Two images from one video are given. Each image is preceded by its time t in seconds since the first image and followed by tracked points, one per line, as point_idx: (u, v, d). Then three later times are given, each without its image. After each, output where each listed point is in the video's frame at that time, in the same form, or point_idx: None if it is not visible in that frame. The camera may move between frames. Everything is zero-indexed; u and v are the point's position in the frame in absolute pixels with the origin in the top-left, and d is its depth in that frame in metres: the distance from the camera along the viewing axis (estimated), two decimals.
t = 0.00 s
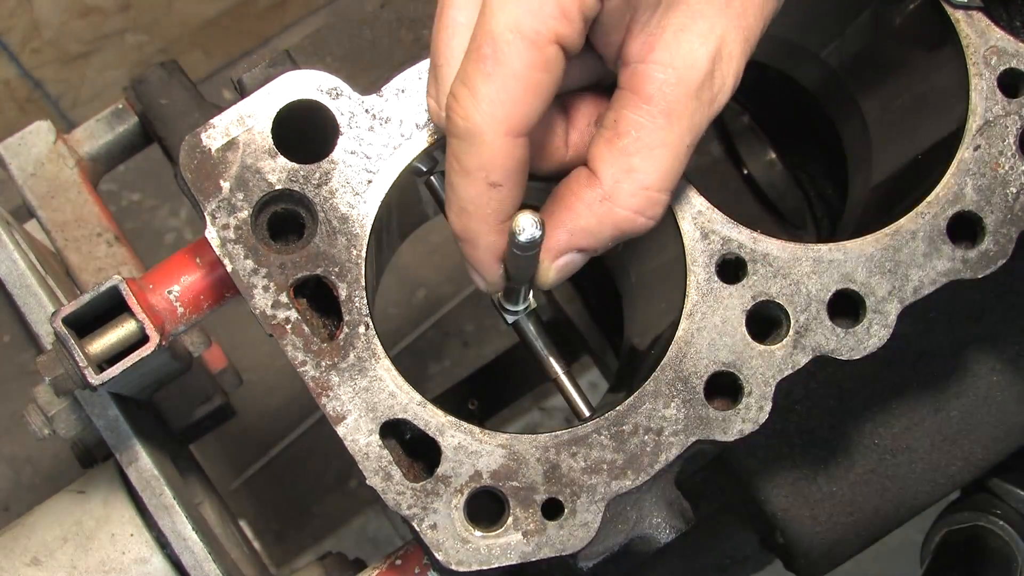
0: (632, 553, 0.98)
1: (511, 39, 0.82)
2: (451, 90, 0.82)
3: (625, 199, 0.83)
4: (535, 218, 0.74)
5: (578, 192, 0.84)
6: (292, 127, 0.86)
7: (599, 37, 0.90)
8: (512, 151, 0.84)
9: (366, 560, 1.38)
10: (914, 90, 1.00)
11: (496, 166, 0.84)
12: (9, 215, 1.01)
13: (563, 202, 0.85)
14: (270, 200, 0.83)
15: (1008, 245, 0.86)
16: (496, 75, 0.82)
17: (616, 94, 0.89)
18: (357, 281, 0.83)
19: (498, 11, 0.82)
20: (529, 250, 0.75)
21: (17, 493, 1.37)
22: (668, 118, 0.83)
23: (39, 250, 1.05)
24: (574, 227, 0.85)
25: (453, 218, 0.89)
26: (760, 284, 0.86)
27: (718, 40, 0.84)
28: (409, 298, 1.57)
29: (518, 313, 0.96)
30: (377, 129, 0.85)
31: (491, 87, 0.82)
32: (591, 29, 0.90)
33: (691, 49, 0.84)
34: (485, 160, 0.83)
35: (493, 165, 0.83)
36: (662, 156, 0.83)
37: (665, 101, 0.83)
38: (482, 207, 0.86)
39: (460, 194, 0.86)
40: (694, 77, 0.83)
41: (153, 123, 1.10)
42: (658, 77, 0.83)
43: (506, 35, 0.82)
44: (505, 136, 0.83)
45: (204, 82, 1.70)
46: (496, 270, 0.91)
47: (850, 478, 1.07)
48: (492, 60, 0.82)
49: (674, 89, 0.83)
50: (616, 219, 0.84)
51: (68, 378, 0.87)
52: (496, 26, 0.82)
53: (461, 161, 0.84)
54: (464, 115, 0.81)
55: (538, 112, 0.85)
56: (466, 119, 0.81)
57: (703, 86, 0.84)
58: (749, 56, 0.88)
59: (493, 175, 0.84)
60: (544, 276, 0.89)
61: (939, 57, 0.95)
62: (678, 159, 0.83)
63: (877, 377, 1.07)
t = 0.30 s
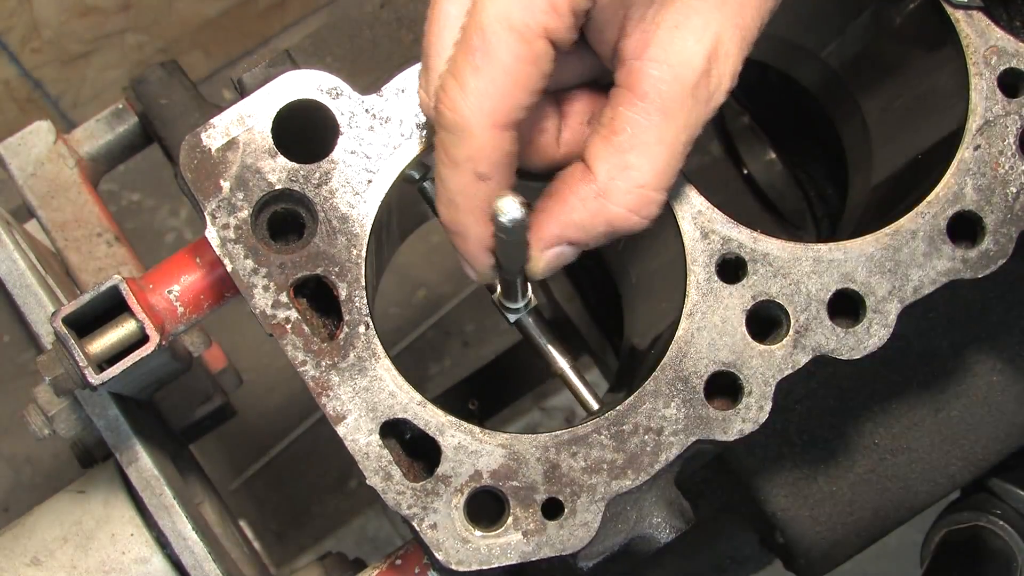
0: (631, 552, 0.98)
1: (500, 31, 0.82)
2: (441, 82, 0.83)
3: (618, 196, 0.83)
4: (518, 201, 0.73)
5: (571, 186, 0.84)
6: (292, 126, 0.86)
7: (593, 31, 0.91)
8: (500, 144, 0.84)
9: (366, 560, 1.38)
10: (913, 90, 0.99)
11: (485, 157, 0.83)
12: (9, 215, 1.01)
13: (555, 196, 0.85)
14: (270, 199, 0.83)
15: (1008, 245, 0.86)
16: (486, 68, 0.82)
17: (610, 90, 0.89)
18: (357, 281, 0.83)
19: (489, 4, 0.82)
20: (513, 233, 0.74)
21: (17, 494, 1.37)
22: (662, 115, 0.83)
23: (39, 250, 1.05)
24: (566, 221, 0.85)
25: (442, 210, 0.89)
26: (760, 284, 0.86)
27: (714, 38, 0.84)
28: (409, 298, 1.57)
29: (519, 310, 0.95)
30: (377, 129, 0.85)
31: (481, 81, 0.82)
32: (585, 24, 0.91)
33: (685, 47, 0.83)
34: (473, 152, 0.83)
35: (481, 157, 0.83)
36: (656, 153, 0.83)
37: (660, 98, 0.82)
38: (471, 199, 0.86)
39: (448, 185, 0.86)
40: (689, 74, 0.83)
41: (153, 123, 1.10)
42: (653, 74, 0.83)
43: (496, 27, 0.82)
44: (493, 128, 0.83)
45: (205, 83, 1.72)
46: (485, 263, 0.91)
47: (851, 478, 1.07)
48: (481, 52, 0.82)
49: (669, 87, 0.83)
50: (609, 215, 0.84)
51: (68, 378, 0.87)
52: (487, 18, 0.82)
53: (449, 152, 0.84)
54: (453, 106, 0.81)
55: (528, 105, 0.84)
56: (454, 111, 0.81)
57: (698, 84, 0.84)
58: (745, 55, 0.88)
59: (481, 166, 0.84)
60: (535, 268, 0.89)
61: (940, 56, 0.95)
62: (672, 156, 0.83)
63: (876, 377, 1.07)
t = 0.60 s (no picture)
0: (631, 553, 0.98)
1: (501, 36, 0.82)
2: (442, 86, 0.83)
3: (618, 197, 0.83)
4: (525, 209, 0.74)
5: (571, 189, 0.85)
6: (292, 126, 0.86)
7: (592, 34, 0.89)
8: (502, 149, 0.84)
9: (366, 560, 1.38)
10: (913, 90, 0.99)
11: (487, 163, 0.83)
12: (9, 215, 1.01)
13: (556, 200, 0.85)
14: (270, 200, 0.83)
15: (1008, 245, 0.86)
16: (486, 72, 0.82)
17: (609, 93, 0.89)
18: (357, 281, 0.83)
19: (489, 8, 0.82)
20: (518, 241, 0.75)
21: (17, 494, 1.37)
22: (662, 116, 0.83)
23: (39, 250, 1.05)
24: (566, 225, 0.85)
25: (445, 215, 0.88)
26: (760, 284, 0.86)
27: (713, 39, 0.85)
28: (409, 297, 1.57)
29: (517, 313, 0.95)
30: (376, 129, 0.85)
31: (482, 85, 0.82)
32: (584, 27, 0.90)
33: (685, 48, 0.84)
34: (475, 156, 0.83)
35: (483, 161, 0.83)
36: (656, 154, 0.83)
37: (659, 100, 0.83)
38: (473, 205, 0.86)
39: (451, 191, 0.86)
40: (688, 75, 0.84)
41: (153, 123, 1.10)
42: (652, 76, 0.83)
43: (497, 32, 0.82)
44: (496, 133, 0.83)
45: (205, 83, 1.72)
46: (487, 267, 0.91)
47: (850, 478, 1.07)
48: (482, 57, 0.82)
49: (668, 88, 0.83)
50: (609, 217, 0.84)
51: (68, 378, 0.87)
52: (487, 23, 0.82)
53: (452, 157, 0.84)
54: (454, 112, 0.81)
55: (529, 109, 0.84)
56: (456, 116, 0.81)
57: (697, 84, 0.84)
58: (744, 56, 0.88)
59: (483, 171, 0.84)
60: (537, 273, 0.89)
61: (940, 57, 0.95)
62: (672, 158, 0.83)
63: (876, 377, 1.07)
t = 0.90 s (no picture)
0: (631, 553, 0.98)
1: (502, 40, 0.82)
2: (443, 89, 0.83)
3: (617, 200, 0.83)
4: (525, 216, 0.74)
5: (571, 192, 0.85)
6: (292, 126, 0.86)
7: (593, 39, 0.89)
8: (503, 153, 0.84)
9: (366, 560, 1.38)
10: (913, 90, 1.00)
11: (487, 166, 0.83)
12: (9, 215, 1.01)
13: (555, 203, 0.85)
14: (270, 200, 0.83)
15: (1008, 245, 0.86)
16: (487, 76, 0.82)
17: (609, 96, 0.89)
18: (357, 281, 0.83)
19: (489, 12, 0.82)
20: (518, 246, 0.75)
21: (17, 494, 1.37)
22: (661, 120, 0.83)
23: (39, 250, 1.05)
24: (566, 228, 0.85)
25: (444, 218, 0.88)
26: (760, 284, 0.86)
27: (713, 42, 0.85)
28: (409, 297, 1.57)
29: (517, 313, 0.95)
30: (377, 129, 0.85)
31: (483, 89, 0.82)
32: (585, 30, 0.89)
33: (685, 52, 0.84)
34: (476, 160, 0.83)
35: (484, 165, 0.83)
36: (655, 158, 0.83)
37: (658, 103, 0.83)
38: (474, 208, 0.86)
39: (451, 194, 0.86)
40: (688, 78, 0.84)
41: (153, 123, 1.10)
42: (652, 80, 0.83)
43: (498, 35, 0.82)
44: (496, 137, 0.83)
45: (205, 83, 1.72)
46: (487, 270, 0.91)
47: (850, 478, 1.07)
48: (483, 60, 0.82)
49: (667, 92, 0.83)
50: (608, 220, 0.84)
51: (68, 378, 0.86)
52: (488, 27, 0.82)
53: (452, 161, 0.84)
54: (455, 115, 0.81)
55: (530, 112, 0.84)
56: (457, 120, 0.81)
57: (697, 87, 0.84)
58: (744, 59, 0.88)
59: (483, 174, 0.84)
60: (537, 276, 0.89)
61: (940, 57, 0.95)
62: (671, 161, 0.83)
63: (876, 377, 1.07)
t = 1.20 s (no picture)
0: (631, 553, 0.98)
1: (508, 50, 0.82)
2: (446, 98, 0.82)
3: (610, 202, 0.83)
4: (519, 231, 0.75)
5: (565, 195, 0.85)
6: (292, 126, 0.86)
7: (595, 48, 0.88)
8: (506, 163, 0.84)
9: (366, 560, 1.38)
10: (913, 90, 1.00)
11: (489, 175, 0.84)
12: (9, 215, 1.01)
13: (550, 206, 0.85)
14: (270, 200, 0.83)
15: (1008, 246, 0.86)
16: (491, 86, 0.82)
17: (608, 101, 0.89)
18: (357, 282, 0.83)
19: (495, 22, 0.82)
20: (512, 262, 0.76)
21: (18, 494, 1.37)
22: (657, 122, 0.83)
23: (39, 250, 1.05)
24: (561, 232, 0.85)
25: (444, 226, 0.88)
26: (760, 285, 0.86)
27: (712, 47, 0.85)
28: (409, 297, 1.57)
29: (517, 313, 0.95)
30: (377, 129, 0.85)
31: (487, 99, 0.82)
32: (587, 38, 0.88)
33: (683, 56, 0.84)
34: (478, 169, 0.83)
35: (485, 174, 0.84)
36: (650, 160, 0.83)
37: (654, 106, 0.83)
38: (475, 217, 0.86)
39: (453, 203, 0.86)
40: (684, 82, 0.84)
41: (153, 123, 1.10)
42: (648, 83, 0.83)
43: (503, 46, 0.82)
44: (499, 147, 0.83)
45: (205, 83, 1.72)
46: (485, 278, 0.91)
47: (851, 478, 1.07)
48: (488, 70, 0.82)
49: (663, 95, 0.83)
50: (602, 221, 0.85)
51: (68, 378, 0.86)
52: (493, 36, 0.82)
53: (454, 169, 0.84)
54: (459, 125, 0.81)
55: (533, 122, 0.84)
56: (460, 130, 0.81)
57: (694, 91, 0.84)
58: (744, 64, 0.88)
59: (485, 183, 0.84)
60: (536, 282, 0.89)
61: (940, 57, 0.95)
62: (665, 162, 0.83)
63: (876, 377, 1.07)
